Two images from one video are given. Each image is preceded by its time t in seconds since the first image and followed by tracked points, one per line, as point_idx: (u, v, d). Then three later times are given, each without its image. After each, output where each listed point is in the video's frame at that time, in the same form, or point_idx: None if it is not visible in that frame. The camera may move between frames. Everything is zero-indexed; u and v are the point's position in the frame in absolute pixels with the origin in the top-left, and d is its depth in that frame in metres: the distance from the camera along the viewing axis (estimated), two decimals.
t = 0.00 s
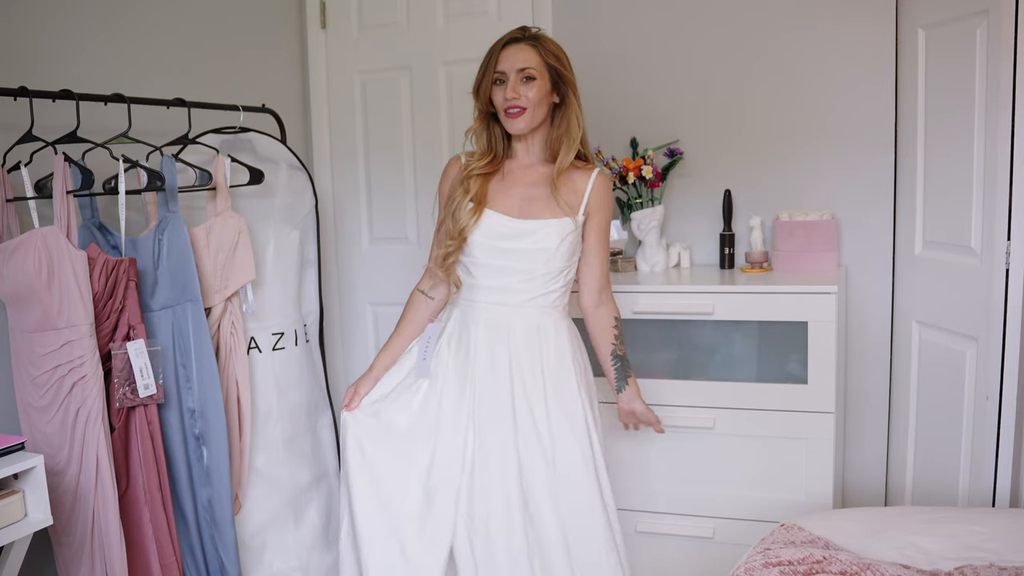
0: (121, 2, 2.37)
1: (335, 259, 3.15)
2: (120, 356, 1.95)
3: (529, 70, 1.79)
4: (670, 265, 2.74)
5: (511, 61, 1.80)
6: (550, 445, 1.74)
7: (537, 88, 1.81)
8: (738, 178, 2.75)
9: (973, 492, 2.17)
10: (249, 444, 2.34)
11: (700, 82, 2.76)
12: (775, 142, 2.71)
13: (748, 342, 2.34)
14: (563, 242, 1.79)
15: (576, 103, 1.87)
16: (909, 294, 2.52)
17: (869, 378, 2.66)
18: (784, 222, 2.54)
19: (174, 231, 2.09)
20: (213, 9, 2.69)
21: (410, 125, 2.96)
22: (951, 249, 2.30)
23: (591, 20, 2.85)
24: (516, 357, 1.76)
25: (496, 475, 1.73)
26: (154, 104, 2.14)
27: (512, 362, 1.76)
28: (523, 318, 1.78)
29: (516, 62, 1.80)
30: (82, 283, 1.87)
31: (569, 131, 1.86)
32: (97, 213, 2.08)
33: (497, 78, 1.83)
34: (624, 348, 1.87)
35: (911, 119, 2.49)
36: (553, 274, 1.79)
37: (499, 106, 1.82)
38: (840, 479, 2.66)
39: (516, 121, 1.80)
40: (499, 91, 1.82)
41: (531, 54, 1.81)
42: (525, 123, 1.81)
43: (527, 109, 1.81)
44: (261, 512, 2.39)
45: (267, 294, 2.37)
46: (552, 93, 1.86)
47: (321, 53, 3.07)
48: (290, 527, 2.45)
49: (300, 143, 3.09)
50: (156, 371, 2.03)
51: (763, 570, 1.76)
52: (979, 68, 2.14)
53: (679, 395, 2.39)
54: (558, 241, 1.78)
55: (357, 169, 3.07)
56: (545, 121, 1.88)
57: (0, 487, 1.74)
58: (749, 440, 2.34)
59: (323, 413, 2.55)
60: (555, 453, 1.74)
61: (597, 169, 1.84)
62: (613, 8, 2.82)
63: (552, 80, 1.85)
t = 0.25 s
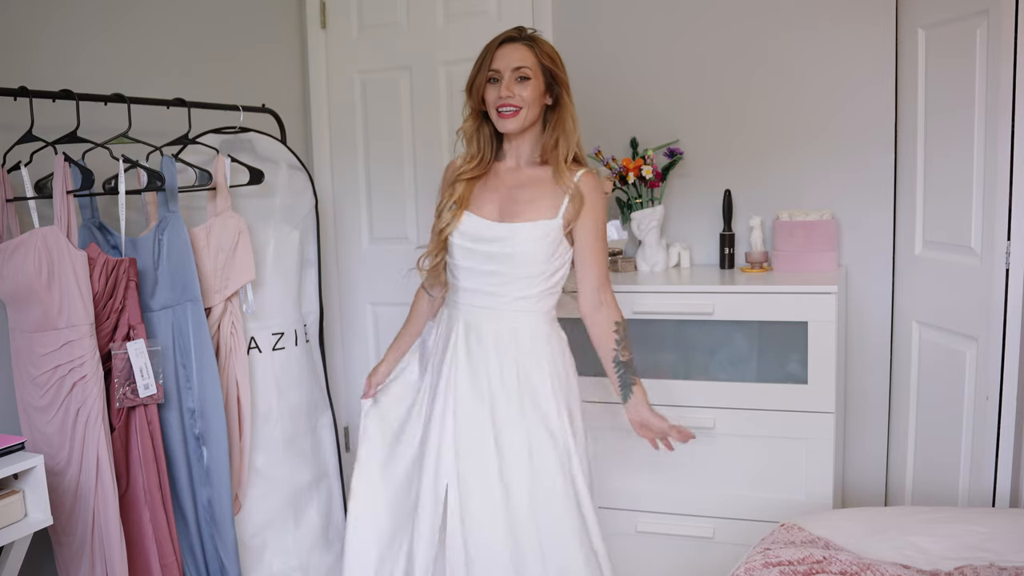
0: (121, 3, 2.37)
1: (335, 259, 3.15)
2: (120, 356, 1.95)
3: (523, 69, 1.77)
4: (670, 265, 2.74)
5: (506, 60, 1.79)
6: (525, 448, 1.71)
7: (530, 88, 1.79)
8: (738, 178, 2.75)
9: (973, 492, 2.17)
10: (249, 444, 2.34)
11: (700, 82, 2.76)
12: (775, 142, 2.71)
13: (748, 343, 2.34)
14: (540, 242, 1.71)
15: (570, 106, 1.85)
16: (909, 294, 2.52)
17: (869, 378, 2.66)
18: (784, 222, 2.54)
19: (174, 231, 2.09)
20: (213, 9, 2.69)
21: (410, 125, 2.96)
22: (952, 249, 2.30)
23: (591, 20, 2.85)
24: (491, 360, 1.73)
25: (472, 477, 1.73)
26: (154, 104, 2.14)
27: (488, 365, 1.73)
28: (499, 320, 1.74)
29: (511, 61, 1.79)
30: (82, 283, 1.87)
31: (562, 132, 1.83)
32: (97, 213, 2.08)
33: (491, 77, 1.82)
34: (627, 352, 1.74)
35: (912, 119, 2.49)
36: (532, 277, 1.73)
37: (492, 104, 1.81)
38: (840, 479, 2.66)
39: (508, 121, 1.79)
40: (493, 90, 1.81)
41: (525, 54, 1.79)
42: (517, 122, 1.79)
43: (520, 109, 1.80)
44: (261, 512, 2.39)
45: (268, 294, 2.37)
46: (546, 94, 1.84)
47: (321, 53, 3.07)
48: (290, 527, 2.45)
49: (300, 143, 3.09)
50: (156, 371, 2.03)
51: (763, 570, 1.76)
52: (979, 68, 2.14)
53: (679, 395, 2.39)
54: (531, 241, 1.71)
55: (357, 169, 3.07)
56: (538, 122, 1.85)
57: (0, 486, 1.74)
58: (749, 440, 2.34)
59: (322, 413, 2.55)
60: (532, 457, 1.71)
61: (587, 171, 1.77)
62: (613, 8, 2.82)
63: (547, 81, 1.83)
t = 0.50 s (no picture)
0: (121, 2, 2.37)
1: (335, 259, 3.15)
2: (120, 356, 1.95)
3: (521, 72, 1.77)
4: (670, 265, 2.74)
5: (504, 61, 1.79)
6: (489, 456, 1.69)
7: (526, 91, 1.78)
8: (738, 178, 2.75)
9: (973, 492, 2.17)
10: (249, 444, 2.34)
11: (699, 83, 2.76)
12: (775, 142, 2.71)
13: (748, 343, 2.34)
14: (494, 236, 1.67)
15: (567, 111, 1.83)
16: (909, 293, 2.52)
17: (869, 378, 2.66)
18: (784, 222, 2.54)
19: (174, 231, 2.09)
20: (213, 9, 2.69)
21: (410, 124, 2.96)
22: (951, 249, 2.30)
23: (591, 20, 2.85)
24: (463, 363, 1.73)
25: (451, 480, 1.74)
26: (154, 104, 2.14)
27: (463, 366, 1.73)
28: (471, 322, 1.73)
29: (509, 63, 1.78)
30: (82, 283, 1.87)
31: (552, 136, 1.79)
32: (97, 213, 2.08)
33: (491, 75, 1.82)
34: (535, 364, 1.61)
35: (912, 119, 2.49)
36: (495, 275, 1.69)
37: (489, 104, 1.82)
38: (840, 479, 2.67)
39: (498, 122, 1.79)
40: (490, 89, 1.82)
41: (524, 55, 1.79)
42: (512, 124, 1.79)
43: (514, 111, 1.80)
44: (261, 512, 2.39)
45: (268, 294, 2.37)
46: (544, 98, 1.83)
47: (321, 53, 3.07)
48: (290, 527, 2.45)
49: (300, 143, 3.09)
50: (156, 371, 2.03)
51: (763, 569, 1.78)
52: (980, 68, 2.14)
53: (679, 395, 2.39)
54: (487, 235, 1.67)
55: (357, 169, 3.07)
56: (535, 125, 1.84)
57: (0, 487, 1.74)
58: (749, 440, 2.34)
59: (322, 413, 2.55)
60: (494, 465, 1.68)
61: (552, 167, 1.66)
62: (613, 8, 2.82)
63: (546, 84, 1.82)
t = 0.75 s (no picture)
0: (121, 2, 2.37)
1: (335, 259, 3.15)
2: (120, 356, 1.95)
3: (519, 71, 1.77)
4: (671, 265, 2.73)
5: (506, 58, 1.79)
6: (458, 452, 1.80)
7: (521, 91, 1.79)
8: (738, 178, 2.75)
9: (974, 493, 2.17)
10: (249, 444, 2.34)
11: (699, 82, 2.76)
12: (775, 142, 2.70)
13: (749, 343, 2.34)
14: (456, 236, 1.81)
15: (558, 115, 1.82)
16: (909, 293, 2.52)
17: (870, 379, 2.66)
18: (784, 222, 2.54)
19: (174, 231, 2.09)
20: (213, 9, 2.69)
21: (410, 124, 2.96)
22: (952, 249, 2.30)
23: (591, 19, 2.84)
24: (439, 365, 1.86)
25: (437, 477, 1.86)
26: (154, 104, 2.13)
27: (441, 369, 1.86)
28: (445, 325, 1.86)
29: (510, 60, 1.79)
30: (83, 283, 1.87)
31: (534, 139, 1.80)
32: (97, 213, 2.08)
33: (492, 71, 1.83)
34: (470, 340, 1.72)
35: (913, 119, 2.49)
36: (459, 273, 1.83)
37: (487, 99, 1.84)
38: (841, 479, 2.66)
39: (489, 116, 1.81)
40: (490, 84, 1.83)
41: (526, 54, 1.78)
42: (505, 121, 1.81)
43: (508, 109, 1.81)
44: (261, 512, 2.39)
45: (268, 294, 2.37)
46: (542, 99, 1.82)
47: (321, 53, 3.07)
48: (290, 527, 2.45)
49: (300, 143, 3.09)
50: (156, 371, 2.03)
51: (763, 569, 1.89)
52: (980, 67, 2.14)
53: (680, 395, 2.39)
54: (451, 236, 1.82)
55: (357, 169, 3.07)
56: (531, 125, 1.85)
57: None
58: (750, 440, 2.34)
59: (322, 413, 2.55)
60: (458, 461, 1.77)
61: (508, 157, 1.72)
62: (614, 7, 2.82)
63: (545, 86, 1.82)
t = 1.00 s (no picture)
0: (121, 2, 2.37)
1: (335, 259, 3.16)
2: (120, 356, 1.95)
3: (514, 83, 1.77)
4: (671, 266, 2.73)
5: (502, 68, 1.79)
6: (452, 453, 1.86)
7: (516, 102, 1.79)
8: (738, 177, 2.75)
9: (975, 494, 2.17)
10: (249, 444, 2.34)
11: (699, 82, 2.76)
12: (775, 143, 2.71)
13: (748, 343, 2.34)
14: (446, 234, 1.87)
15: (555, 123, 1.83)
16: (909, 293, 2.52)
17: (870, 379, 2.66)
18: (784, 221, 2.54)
19: (174, 231, 2.08)
20: (213, 9, 2.69)
21: (410, 124, 2.96)
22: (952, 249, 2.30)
23: (591, 20, 2.84)
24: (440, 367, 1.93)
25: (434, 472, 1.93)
26: (154, 104, 2.13)
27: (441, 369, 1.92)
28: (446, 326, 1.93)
29: (507, 71, 1.78)
30: (82, 283, 1.87)
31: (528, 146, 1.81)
32: (97, 213, 2.08)
33: (490, 78, 1.83)
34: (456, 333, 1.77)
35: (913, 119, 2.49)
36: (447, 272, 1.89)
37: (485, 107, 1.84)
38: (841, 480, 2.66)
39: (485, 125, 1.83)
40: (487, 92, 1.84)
41: (523, 64, 1.78)
42: (501, 130, 1.82)
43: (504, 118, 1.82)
44: (261, 512, 2.39)
45: (268, 294, 2.37)
46: (539, 108, 1.82)
47: (321, 53, 3.07)
48: (290, 527, 2.45)
49: (299, 143, 3.09)
50: (156, 371, 2.03)
51: (763, 569, 1.89)
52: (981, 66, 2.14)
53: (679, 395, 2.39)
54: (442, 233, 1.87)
55: (357, 169, 3.07)
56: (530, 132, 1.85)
57: None
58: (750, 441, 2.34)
59: (322, 413, 2.55)
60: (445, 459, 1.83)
61: (487, 153, 1.76)
62: (614, 7, 2.82)
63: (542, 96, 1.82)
